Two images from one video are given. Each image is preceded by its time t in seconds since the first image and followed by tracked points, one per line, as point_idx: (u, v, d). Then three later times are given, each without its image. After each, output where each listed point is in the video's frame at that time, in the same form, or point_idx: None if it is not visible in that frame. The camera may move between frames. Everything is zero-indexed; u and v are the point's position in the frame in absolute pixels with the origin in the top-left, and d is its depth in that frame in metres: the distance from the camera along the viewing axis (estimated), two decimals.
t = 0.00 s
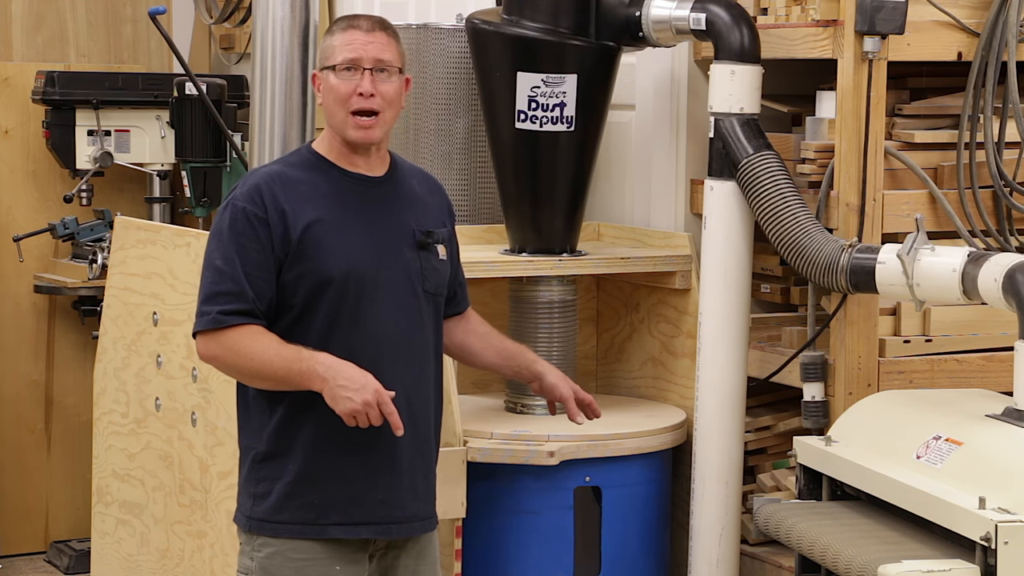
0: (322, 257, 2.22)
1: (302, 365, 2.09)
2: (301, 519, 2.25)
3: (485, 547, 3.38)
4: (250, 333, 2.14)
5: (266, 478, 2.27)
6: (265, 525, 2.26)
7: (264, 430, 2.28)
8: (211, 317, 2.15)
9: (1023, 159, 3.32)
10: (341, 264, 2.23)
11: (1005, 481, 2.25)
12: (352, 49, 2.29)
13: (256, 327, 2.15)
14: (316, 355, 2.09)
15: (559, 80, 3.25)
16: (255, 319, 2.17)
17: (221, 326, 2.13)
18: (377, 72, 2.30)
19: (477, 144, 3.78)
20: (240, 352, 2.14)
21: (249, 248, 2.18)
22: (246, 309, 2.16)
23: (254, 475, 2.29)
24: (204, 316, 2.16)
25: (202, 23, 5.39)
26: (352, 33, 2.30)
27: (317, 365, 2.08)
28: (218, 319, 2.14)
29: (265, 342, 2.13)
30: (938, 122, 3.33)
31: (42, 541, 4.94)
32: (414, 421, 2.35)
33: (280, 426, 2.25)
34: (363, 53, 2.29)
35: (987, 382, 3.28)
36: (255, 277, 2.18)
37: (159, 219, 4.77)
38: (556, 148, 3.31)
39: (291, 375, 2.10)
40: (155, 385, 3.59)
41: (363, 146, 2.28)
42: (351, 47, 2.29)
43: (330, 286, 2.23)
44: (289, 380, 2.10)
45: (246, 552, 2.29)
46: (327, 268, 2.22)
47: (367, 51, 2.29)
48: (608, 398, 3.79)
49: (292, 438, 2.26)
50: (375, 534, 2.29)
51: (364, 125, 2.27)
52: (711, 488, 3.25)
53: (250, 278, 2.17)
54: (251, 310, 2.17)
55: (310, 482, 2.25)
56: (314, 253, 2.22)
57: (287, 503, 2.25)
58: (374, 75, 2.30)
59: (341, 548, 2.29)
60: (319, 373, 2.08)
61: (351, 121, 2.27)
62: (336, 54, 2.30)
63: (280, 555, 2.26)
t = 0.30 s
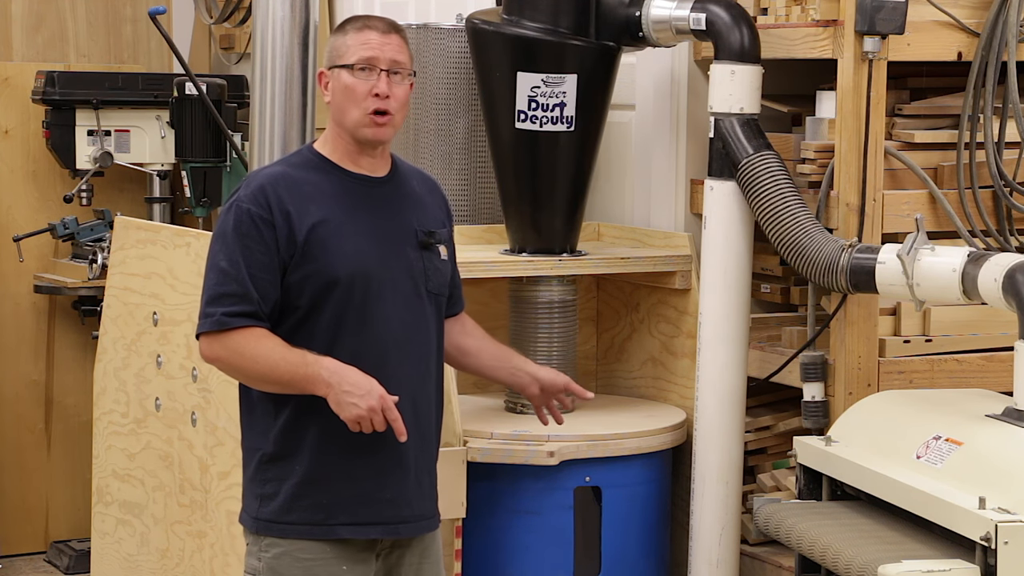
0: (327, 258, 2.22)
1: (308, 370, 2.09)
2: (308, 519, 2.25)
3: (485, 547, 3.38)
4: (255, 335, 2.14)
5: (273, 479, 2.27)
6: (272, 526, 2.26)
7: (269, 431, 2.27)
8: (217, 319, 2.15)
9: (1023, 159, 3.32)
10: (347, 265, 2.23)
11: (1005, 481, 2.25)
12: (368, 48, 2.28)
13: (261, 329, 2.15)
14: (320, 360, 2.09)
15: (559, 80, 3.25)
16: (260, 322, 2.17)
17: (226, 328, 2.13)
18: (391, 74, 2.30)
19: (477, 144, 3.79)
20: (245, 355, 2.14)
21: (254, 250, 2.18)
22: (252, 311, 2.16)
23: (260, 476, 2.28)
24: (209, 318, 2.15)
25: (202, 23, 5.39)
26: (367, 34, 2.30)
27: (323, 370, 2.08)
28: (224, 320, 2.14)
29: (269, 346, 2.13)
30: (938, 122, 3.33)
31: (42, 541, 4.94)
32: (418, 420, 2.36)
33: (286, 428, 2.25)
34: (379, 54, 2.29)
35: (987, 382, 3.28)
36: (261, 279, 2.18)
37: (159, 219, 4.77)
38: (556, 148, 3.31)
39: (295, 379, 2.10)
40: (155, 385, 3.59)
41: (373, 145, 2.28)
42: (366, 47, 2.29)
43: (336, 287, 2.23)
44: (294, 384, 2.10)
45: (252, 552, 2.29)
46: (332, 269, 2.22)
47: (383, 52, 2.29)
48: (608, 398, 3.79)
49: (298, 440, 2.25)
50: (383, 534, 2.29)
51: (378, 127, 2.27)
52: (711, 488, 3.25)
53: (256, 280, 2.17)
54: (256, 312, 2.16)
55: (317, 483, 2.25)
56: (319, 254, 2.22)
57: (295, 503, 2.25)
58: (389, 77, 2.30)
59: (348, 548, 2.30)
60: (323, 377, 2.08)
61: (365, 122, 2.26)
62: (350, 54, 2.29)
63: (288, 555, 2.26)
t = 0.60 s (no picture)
0: (346, 261, 2.22)
1: (335, 378, 2.09)
2: (329, 521, 2.25)
3: (485, 547, 3.38)
4: (279, 340, 2.12)
5: (289, 481, 2.26)
6: (290, 528, 2.26)
7: (283, 434, 2.26)
8: (239, 323, 2.12)
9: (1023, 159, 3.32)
10: (367, 267, 2.23)
11: (1005, 482, 2.25)
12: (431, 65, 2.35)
13: (283, 334, 2.14)
14: (348, 367, 2.10)
15: (559, 80, 3.25)
16: (281, 326, 2.15)
17: (250, 332, 2.11)
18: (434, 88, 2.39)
19: (477, 145, 3.79)
20: (270, 362, 2.12)
21: (276, 253, 2.15)
22: (275, 315, 2.14)
23: (275, 479, 2.27)
24: (231, 322, 2.13)
25: (202, 23, 5.39)
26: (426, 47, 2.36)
27: (351, 378, 2.08)
28: (247, 325, 2.12)
29: (295, 352, 2.12)
30: (938, 122, 3.33)
31: (42, 541, 4.94)
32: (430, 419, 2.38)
33: (302, 431, 2.24)
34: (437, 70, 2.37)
35: (987, 382, 3.28)
36: (282, 282, 2.16)
37: (159, 219, 4.76)
38: (556, 148, 3.31)
39: (321, 386, 2.10)
40: (155, 385, 3.60)
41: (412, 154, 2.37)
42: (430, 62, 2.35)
43: (356, 289, 2.23)
44: (320, 391, 2.10)
45: (266, 554, 2.28)
46: (353, 272, 2.22)
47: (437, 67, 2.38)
48: (608, 399, 3.79)
49: (315, 442, 2.25)
50: (401, 533, 2.31)
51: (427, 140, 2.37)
52: (711, 488, 3.25)
53: (278, 284, 2.15)
54: (278, 316, 2.15)
55: (337, 485, 2.25)
56: (339, 257, 2.22)
57: (314, 505, 2.25)
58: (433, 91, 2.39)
59: (361, 547, 2.30)
60: (352, 385, 2.09)
61: (423, 134, 2.35)
62: (418, 64, 2.33)
63: (305, 556, 2.26)
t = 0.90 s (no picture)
0: (372, 263, 2.23)
1: (376, 378, 2.12)
2: (360, 520, 2.27)
3: (485, 547, 3.38)
4: (320, 342, 2.12)
5: (315, 484, 2.26)
6: (320, 530, 2.26)
7: (307, 437, 2.25)
8: (279, 327, 2.11)
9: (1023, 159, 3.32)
10: (392, 267, 2.25)
11: (1005, 481, 2.25)
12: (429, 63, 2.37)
13: (319, 336, 2.14)
14: (387, 367, 2.13)
15: (559, 80, 3.25)
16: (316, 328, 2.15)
17: (290, 336, 2.10)
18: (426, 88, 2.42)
19: (477, 145, 3.79)
20: (310, 364, 2.11)
21: (310, 255, 2.15)
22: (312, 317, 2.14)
23: (300, 482, 2.26)
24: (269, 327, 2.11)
25: (202, 23, 5.39)
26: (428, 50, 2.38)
27: (392, 378, 2.12)
28: (288, 328, 2.11)
29: (334, 353, 2.12)
30: (938, 122, 3.33)
31: (42, 541, 4.94)
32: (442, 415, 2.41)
33: (329, 433, 2.24)
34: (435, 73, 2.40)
35: (987, 382, 3.28)
36: (316, 286, 2.15)
37: (159, 219, 4.76)
38: (556, 148, 3.31)
39: (361, 387, 2.12)
40: (155, 385, 3.60)
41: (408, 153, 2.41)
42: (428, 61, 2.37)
43: (381, 290, 2.24)
44: (360, 392, 2.12)
45: (282, 555, 2.28)
46: (380, 272, 2.24)
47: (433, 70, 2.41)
48: (608, 399, 3.79)
49: (342, 444, 2.26)
50: (428, 529, 2.35)
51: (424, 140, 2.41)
52: (711, 488, 3.25)
53: (312, 285, 2.15)
54: (313, 319, 2.14)
55: (367, 485, 2.27)
56: (366, 258, 2.23)
57: (345, 507, 2.26)
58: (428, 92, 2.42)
59: (378, 546, 2.32)
60: (393, 384, 2.12)
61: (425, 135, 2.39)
62: (425, 67, 2.35)
63: (329, 555, 2.27)
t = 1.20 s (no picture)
0: (372, 261, 2.24)
1: (378, 374, 2.13)
2: (360, 518, 2.27)
3: (485, 548, 3.38)
4: (320, 339, 2.13)
5: (316, 482, 2.26)
6: (321, 528, 2.26)
7: (309, 435, 2.26)
8: (280, 325, 2.12)
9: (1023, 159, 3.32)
10: (391, 266, 2.26)
11: (1005, 481, 2.25)
12: (400, 54, 2.29)
13: (320, 334, 2.14)
14: (388, 363, 2.13)
15: (559, 80, 3.25)
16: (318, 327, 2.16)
17: (292, 334, 2.11)
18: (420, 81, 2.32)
19: (477, 144, 3.79)
20: (311, 360, 2.12)
21: (310, 253, 2.16)
22: (313, 316, 2.15)
23: (299, 480, 2.26)
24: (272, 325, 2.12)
25: (202, 23, 5.39)
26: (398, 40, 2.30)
27: (394, 373, 2.12)
28: (289, 326, 2.12)
29: (336, 350, 2.13)
30: (938, 122, 3.33)
31: (42, 541, 4.94)
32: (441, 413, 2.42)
33: (330, 431, 2.25)
34: (411, 60, 2.30)
35: (987, 382, 3.28)
36: (317, 284, 2.16)
37: (159, 219, 4.76)
38: (556, 148, 3.31)
39: (364, 383, 2.12)
40: (155, 385, 3.60)
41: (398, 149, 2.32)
42: (399, 52, 2.29)
43: (381, 289, 2.25)
44: (362, 387, 2.12)
45: (281, 552, 2.29)
46: (380, 271, 2.25)
47: (414, 58, 2.30)
48: (608, 398, 3.79)
49: (343, 441, 2.26)
50: (428, 527, 2.35)
51: (407, 134, 2.29)
52: (710, 488, 3.25)
53: (313, 284, 2.16)
54: (315, 317, 2.15)
55: (367, 483, 2.27)
56: (366, 257, 2.24)
57: (346, 504, 2.26)
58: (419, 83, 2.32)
59: (377, 543, 2.32)
60: (396, 380, 2.12)
61: (395, 128, 2.28)
62: (382, 57, 2.28)
63: (327, 553, 2.27)
